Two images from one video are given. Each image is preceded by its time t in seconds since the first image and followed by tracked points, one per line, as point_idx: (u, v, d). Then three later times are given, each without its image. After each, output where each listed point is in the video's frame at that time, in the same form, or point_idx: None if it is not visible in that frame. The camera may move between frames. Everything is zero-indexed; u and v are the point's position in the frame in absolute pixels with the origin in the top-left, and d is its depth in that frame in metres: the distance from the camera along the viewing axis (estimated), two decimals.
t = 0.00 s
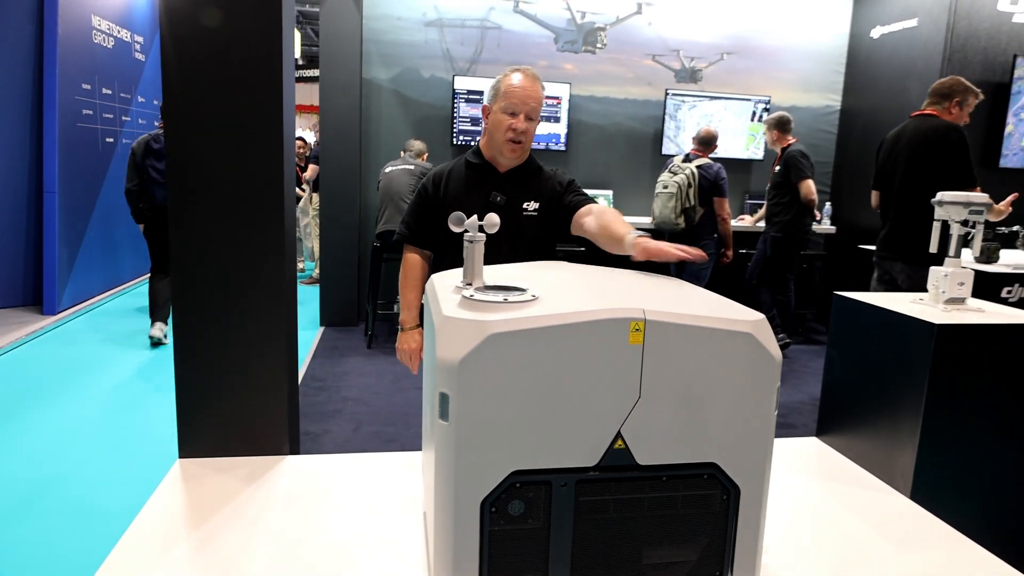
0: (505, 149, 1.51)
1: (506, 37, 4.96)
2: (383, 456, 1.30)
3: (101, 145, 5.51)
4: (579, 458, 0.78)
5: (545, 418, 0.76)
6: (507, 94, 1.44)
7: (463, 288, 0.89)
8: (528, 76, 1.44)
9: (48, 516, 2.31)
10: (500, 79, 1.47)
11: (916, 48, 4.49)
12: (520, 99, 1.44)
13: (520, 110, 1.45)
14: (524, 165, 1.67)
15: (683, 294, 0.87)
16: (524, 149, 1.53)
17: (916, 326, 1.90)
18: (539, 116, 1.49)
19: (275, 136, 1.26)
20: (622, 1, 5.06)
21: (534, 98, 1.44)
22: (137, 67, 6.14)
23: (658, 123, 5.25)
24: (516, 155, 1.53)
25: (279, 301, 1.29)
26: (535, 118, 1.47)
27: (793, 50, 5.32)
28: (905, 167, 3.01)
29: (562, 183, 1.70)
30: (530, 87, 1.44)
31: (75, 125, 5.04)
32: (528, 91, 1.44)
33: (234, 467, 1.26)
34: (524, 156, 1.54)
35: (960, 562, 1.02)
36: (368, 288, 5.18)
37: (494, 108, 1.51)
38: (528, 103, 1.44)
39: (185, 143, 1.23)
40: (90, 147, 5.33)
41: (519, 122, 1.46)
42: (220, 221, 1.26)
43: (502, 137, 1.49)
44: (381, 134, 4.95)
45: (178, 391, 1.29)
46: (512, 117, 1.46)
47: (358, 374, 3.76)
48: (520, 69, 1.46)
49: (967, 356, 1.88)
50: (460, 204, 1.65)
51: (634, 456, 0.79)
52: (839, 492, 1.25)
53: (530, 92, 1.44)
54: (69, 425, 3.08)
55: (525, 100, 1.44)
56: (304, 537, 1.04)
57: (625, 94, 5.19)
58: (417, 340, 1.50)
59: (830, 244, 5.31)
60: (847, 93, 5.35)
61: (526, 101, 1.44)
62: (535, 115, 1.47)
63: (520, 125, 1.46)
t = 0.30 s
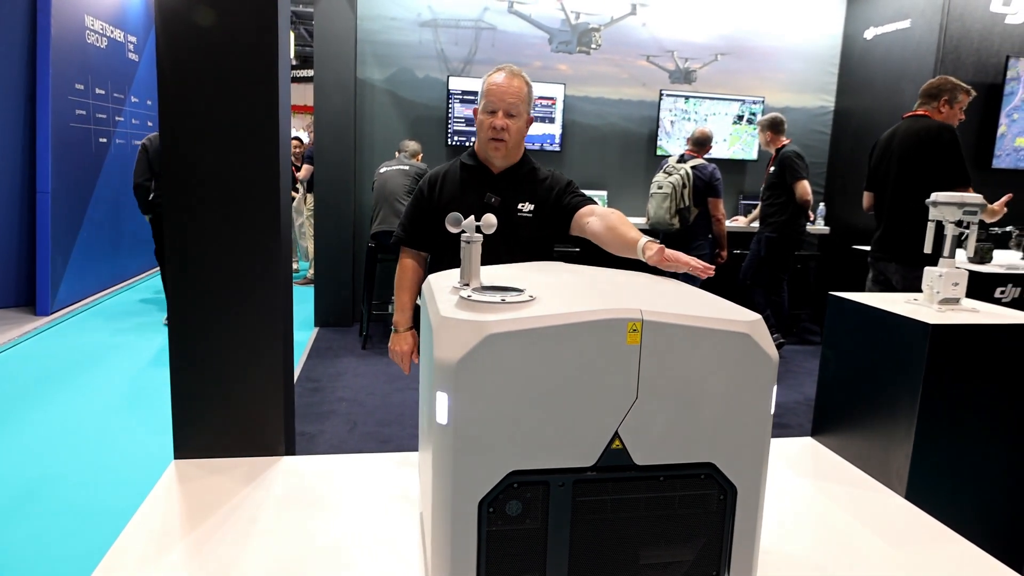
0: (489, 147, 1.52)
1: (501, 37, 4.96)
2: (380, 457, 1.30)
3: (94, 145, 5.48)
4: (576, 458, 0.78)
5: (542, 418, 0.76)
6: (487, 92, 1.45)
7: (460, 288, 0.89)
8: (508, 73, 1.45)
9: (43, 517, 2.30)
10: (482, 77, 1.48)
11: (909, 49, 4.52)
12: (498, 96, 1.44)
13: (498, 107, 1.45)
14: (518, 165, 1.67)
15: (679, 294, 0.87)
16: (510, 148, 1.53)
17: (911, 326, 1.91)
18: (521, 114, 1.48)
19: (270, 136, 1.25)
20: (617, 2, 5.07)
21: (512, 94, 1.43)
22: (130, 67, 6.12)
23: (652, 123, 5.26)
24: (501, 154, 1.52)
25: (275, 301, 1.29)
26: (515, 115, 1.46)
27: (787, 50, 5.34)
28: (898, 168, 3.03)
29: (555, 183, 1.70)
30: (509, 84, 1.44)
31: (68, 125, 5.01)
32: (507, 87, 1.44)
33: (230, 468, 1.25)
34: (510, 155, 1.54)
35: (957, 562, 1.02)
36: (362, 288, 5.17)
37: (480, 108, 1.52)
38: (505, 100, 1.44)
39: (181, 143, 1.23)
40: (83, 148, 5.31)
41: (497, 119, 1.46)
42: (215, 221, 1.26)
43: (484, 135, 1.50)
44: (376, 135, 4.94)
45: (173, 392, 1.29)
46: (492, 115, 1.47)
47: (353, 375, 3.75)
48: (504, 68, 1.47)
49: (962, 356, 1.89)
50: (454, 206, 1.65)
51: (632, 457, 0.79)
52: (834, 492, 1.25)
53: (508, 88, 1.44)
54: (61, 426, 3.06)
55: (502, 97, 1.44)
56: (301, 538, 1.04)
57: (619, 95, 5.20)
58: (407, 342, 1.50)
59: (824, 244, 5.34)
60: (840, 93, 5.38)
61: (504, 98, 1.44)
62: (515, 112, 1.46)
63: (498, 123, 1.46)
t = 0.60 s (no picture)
0: (488, 149, 1.52)
1: (499, 38, 4.96)
2: (382, 458, 1.29)
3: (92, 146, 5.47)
4: (580, 460, 0.78)
5: (547, 421, 0.75)
6: (486, 94, 1.44)
7: (463, 290, 0.89)
8: (505, 76, 1.44)
9: (43, 518, 2.29)
10: (478, 80, 1.46)
11: (906, 49, 4.53)
12: (497, 99, 1.44)
13: (498, 110, 1.45)
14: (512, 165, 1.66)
15: (682, 295, 0.87)
16: (507, 150, 1.53)
17: (912, 327, 1.91)
18: (518, 116, 1.48)
19: (271, 136, 1.25)
20: (615, 3, 5.07)
21: (511, 97, 1.44)
22: (128, 67, 6.10)
23: (651, 124, 5.27)
24: (500, 156, 1.53)
25: (276, 302, 1.29)
26: (514, 118, 1.47)
27: (785, 51, 5.35)
28: (899, 168, 3.04)
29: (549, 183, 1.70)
30: (507, 87, 1.44)
31: (65, 125, 5.00)
32: (506, 90, 1.44)
33: (232, 470, 1.25)
34: (508, 157, 1.54)
35: (959, 562, 1.03)
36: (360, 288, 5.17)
37: (476, 111, 1.51)
38: (505, 103, 1.44)
39: (181, 143, 1.22)
40: (81, 148, 5.30)
41: (498, 123, 1.46)
42: (215, 223, 1.25)
43: (483, 139, 1.49)
44: (374, 135, 4.94)
45: (175, 394, 1.28)
46: (492, 118, 1.47)
47: (351, 376, 3.74)
48: (499, 70, 1.47)
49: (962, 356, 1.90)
50: (450, 208, 1.65)
51: (636, 458, 0.79)
52: (836, 492, 1.25)
53: (506, 91, 1.44)
54: (60, 427, 3.05)
55: (502, 100, 1.44)
56: (304, 540, 1.03)
57: (617, 95, 5.20)
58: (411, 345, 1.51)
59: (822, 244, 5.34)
60: (837, 94, 5.39)
61: (504, 101, 1.44)
62: (514, 114, 1.47)
63: (499, 126, 1.46)
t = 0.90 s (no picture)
0: (496, 152, 1.52)
1: (499, 38, 4.96)
2: (387, 459, 1.29)
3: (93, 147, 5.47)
4: (588, 461, 0.77)
5: (554, 422, 0.75)
6: (497, 99, 1.43)
7: (469, 290, 0.88)
8: (516, 79, 1.43)
9: (46, 519, 2.29)
10: (491, 81, 1.44)
11: (907, 47, 4.53)
12: (509, 104, 1.43)
13: (509, 115, 1.44)
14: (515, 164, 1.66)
15: (689, 296, 0.87)
16: (514, 152, 1.54)
17: (917, 326, 1.91)
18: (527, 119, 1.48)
19: (273, 138, 1.25)
20: (615, 2, 5.07)
21: (523, 102, 1.43)
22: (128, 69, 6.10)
23: (651, 123, 5.26)
24: (507, 158, 1.53)
25: (281, 303, 1.28)
26: (524, 122, 1.46)
27: (786, 50, 5.35)
28: (905, 166, 3.04)
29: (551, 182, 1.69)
30: (518, 91, 1.43)
31: (67, 127, 5.00)
32: (517, 95, 1.43)
33: (237, 472, 1.25)
34: (515, 159, 1.55)
35: (967, 562, 1.02)
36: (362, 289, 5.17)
37: (483, 112, 1.50)
38: (516, 108, 1.43)
39: (185, 145, 1.22)
40: (82, 150, 5.30)
41: (509, 128, 1.45)
42: (218, 226, 1.25)
43: (493, 143, 1.49)
44: (375, 136, 4.93)
45: (179, 397, 1.28)
46: (502, 123, 1.46)
47: (354, 376, 3.74)
48: (507, 71, 1.45)
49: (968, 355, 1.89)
50: (452, 208, 1.65)
51: (643, 459, 0.78)
52: (842, 491, 1.25)
53: (518, 96, 1.43)
54: (62, 428, 3.05)
55: (515, 105, 1.43)
56: (311, 541, 1.03)
57: (618, 94, 5.19)
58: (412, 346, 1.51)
59: (824, 243, 5.34)
60: (838, 92, 5.38)
61: (515, 107, 1.43)
62: (524, 118, 1.46)
63: (510, 131, 1.45)
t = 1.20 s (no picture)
0: (496, 159, 1.52)
1: (500, 38, 4.96)
2: (389, 459, 1.29)
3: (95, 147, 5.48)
4: (592, 462, 0.77)
5: (559, 422, 0.75)
6: (495, 109, 1.42)
7: (472, 291, 0.88)
8: (514, 87, 1.41)
9: (48, 519, 2.30)
10: (488, 90, 1.43)
11: (910, 47, 4.52)
12: (508, 114, 1.42)
13: (508, 125, 1.44)
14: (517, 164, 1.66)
15: (693, 296, 0.87)
16: (514, 158, 1.54)
17: (920, 326, 1.91)
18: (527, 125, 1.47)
19: (275, 139, 1.25)
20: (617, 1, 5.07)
21: (521, 112, 1.42)
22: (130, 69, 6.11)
23: (653, 123, 5.26)
24: (507, 165, 1.54)
25: (285, 302, 1.28)
26: (524, 130, 1.46)
27: (787, 49, 5.35)
28: (909, 165, 3.03)
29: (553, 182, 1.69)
30: (516, 100, 1.42)
31: (68, 128, 5.00)
32: (515, 104, 1.42)
33: (240, 473, 1.25)
34: (515, 164, 1.56)
35: (970, 562, 1.02)
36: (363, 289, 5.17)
37: (483, 118, 1.49)
38: (515, 117, 1.43)
39: (187, 146, 1.22)
40: (84, 150, 5.31)
41: (508, 138, 1.45)
42: (220, 227, 1.25)
43: (492, 151, 1.49)
44: (376, 136, 4.94)
45: (182, 397, 1.28)
46: (501, 132, 1.46)
47: (355, 376, 3.74)
48: (505, 78, 1.43)
49: (971, 356, 1.89)
50: (454, 208, 1.65)
51: (648, 460, 0.78)
52: (844, 491, 1.25)
53: (517, 106, 1.42)
54: (63, 428, 3.05)
55: (513, 116, 1.42)
56: (314, 541, 1.03)
57: (619, 94, 5.19)
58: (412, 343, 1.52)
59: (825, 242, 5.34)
60: (840, 92, 5.38)
61: (514, 116, 1.43)
62: (523, 126, 1.46)
63: (509, 140, 1.45)
